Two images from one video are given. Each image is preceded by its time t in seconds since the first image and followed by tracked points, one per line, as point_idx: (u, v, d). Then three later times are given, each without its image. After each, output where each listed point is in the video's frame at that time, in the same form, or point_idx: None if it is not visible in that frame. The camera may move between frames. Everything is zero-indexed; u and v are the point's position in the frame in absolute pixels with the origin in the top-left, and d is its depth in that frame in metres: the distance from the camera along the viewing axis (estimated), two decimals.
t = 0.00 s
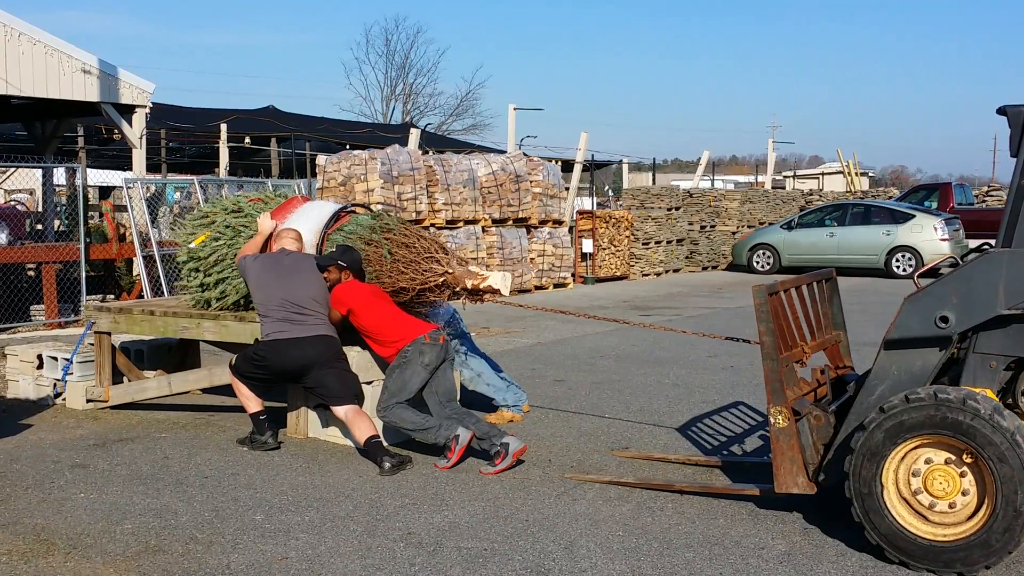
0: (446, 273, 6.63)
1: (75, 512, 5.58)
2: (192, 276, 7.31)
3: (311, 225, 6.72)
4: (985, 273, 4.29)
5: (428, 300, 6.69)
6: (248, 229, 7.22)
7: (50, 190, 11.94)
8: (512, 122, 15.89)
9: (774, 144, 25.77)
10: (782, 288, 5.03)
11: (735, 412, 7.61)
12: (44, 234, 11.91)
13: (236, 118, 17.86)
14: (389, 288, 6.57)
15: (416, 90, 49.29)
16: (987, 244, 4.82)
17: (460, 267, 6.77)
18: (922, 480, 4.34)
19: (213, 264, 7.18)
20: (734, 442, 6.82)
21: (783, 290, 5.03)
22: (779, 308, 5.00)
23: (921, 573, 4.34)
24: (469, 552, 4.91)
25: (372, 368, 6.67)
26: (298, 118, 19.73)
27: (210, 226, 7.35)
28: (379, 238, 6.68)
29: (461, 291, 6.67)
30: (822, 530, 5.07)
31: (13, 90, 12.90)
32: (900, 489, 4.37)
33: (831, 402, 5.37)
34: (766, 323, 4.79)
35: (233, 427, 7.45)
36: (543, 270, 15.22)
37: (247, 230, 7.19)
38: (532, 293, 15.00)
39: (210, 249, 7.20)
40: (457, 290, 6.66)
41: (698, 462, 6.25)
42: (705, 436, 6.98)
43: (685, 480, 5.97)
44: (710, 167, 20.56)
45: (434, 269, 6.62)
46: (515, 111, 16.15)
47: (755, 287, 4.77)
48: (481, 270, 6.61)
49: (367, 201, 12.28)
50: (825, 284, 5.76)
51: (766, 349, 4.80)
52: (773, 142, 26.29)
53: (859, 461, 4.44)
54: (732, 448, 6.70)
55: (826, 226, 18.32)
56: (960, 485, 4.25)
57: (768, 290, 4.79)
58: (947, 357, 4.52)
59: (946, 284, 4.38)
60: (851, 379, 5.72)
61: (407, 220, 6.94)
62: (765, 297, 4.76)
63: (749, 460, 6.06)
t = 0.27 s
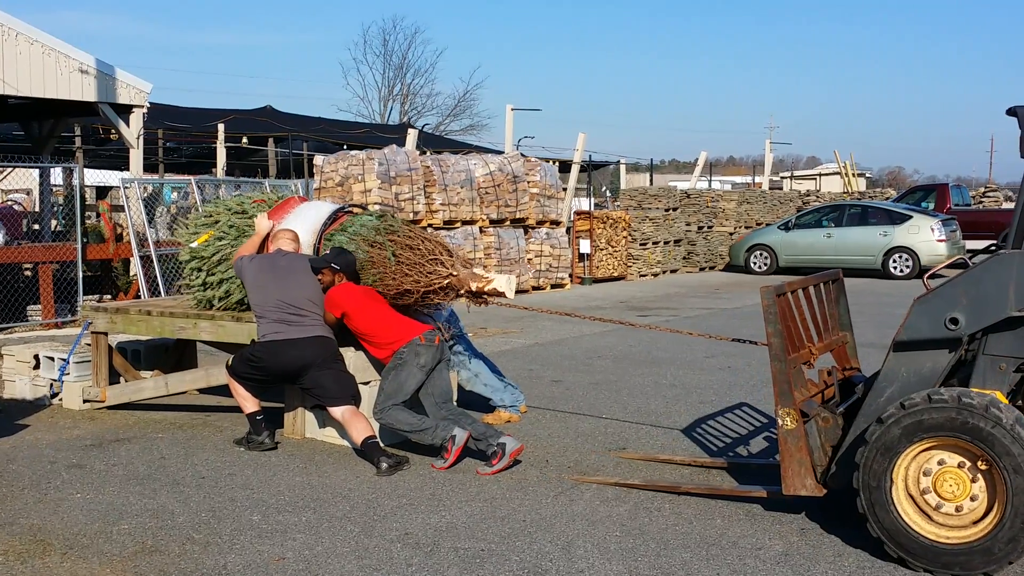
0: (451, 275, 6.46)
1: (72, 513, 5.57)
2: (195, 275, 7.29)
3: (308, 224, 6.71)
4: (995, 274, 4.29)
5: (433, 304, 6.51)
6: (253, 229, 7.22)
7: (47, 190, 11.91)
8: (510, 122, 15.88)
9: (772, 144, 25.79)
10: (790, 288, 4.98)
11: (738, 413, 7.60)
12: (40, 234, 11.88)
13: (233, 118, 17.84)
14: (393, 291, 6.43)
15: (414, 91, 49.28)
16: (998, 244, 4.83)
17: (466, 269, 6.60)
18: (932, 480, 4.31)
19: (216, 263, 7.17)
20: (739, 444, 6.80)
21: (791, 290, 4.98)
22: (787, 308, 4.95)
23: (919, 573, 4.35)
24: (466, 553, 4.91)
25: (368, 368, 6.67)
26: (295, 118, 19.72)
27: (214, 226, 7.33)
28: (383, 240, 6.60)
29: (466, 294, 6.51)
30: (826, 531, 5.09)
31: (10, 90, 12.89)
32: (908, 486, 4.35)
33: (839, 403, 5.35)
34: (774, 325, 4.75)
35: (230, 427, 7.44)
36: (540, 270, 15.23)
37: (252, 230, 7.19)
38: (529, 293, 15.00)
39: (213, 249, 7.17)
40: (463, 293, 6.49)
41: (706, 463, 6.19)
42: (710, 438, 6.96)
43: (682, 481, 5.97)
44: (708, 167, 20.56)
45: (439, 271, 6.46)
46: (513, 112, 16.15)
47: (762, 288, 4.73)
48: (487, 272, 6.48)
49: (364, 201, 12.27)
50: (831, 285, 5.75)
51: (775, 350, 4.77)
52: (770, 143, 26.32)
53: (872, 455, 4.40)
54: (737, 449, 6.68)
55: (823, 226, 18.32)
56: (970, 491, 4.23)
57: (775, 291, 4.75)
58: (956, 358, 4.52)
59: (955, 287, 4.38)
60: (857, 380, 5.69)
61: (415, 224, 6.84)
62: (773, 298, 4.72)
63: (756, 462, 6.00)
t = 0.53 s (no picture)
0: (453, 277, 6.44)
1: (67, 513, 5.57)
2: (195, 274, 7.28)
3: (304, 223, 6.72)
4: (1004, 275, 4.28)
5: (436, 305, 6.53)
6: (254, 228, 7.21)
7: (42, 190, 11.87)
8: (505, 122, 15.88)
9: (767, 144, 25.82)
10: (796, 289, 4.98)
11: (741, 413, 7.58)
12: (35, 234, 11.86)
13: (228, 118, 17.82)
14: (396, 292, 6.47)
15: (409, 90, 49.25)
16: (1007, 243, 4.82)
17: (469, 270, 6.55)
18: (941, 480, 4.28)
19: (217, 261, 7.15)
20: (743, 445, 6.79)
21: (797, 291, 4.98)
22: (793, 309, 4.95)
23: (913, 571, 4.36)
24: (462, 552, 4.91)
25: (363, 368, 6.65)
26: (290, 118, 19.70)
27: (215, 225, 7.33)
28: (386, 241, 6.61)
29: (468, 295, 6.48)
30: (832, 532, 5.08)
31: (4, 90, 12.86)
32: (916, 482, 4.31)
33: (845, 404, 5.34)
34: (781, 325, 4.74)
35: (225, 427, 7.43)
36: (535, 270, 15.23)
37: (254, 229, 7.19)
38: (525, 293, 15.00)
39: (216, 247, 7.15)
40: (465, 294, 6.46)
41: (711, 464, 6.18)
42: (714, 438, 6.95)
43: (678, 481, 5.98)
44: (704, 167, 20.57)
45: (441, 272, 6.46)
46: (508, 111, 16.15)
47: (769, 288, 4.73)
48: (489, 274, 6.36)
49: (360, 201, 12.26)
50: (836, 285, 5.72)
51: (781, 350, 4.75)
52: (765, 143, 26.35)
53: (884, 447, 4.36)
54: (740, 450, 6.67)
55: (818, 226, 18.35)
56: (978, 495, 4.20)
57: (781, 291, 4.76)
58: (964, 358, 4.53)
59: (963, 287, 4.38)
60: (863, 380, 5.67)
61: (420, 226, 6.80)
62: (779, 298, 4.73)
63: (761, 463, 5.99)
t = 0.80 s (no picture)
0: (458, 281, 6.45)
1: (63, 515, 5.56)
2: (197, 275, 7.24)
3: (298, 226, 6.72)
4: (1015, 276, 4.27)
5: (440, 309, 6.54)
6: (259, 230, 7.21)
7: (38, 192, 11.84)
8: (502, 123, 15.88)
9: (763, 145, 25.86)
10: (804, 290, 4.97)
11: (747, 415, 7.57)
12: (31, 236, 11.84)
13: (224, 119, 17.80)
14: (401, 296, 6.44)
15: (405, 91, 49.23)
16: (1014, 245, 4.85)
17: (473, 273, 6.60)
18: (952, 480, 4.25)
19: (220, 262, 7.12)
20: (748, 447, 6.78)
21: (805, 292, 4.97)
22: (802, 310, 4.94)
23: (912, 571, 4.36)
24: (459, 554, 4.91)
25: (360, 369, 6.64)
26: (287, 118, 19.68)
27: (219, 226, 7.31)
28: (390, 243, 6.58)
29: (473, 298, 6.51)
30: (840, 534, 5.08)
31: None
32: (927, 479, 4.29)
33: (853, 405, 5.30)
34: (789, 328, 4.75)
35: (222, 429, 7.43)
36: (532, 271, 15.24)
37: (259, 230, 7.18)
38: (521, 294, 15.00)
39: (220, 248, 7.13)
40: (470, 297, 6.50)
41: (717, 466, 6.17)
42: (720, 440, 6.94)
43: (674, 482, 5.98)
44: (700, 167, 20.57)
45: (446, 276, 6.46)
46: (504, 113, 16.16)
47: (777, 289, 4.73)
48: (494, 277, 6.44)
49: (357, 202, 12.25)
50: (843, 287, 5.68)
51: (790, 352, 4.75)
52: (761, 144, 26.37)
53: (900, 440, 4.33)
54: (747, 452, 6.66)
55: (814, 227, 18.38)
56: (986, 501, 4.18)
57: (791, 293, 4.74)
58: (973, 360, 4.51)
59: (974, 289, 4.36)
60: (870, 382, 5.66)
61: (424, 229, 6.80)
62: (787, 300, 4.73)
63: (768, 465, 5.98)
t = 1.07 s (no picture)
0: (465, 283, 6.39)
1: (62, 515, 5.56)
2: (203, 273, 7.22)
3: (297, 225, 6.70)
4: None
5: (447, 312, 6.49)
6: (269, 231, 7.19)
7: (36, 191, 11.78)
8: (501, 122, 15.87)
9: (762, 146, 25.87)
10: (815, 290, 4.93)
11: (754, 415, 7.55)
12: (30, 235, 11.82)
13: (223, 118, 17.80)
14: (407, 299, 6.43)
15: (404, 91, 49.24)
16: None
17: (481, 275, 6.52)
18: (967, 481, 4.19)
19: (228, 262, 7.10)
20: (756, 448, 6.76)
21: (816, 292, 4.93)
22: (814, 311, 4.90)
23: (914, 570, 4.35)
24: (458, 553, 4.91)
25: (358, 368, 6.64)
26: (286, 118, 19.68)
27: (228, 226, 7.29)
28: (397, 244, 6.57)
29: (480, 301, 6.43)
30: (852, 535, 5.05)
31: None
32: (942, 476, 4.22)
33: (864, 406, 5.27)
34: (801, 327, 4.70)
35: (221, 428, 7.43)
36: (532, 271, 15.24)
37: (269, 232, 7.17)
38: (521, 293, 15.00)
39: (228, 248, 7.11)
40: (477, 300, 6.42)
41: (724, 467, 6.15)
42: (727, 441, 6.92)
43: (674, 482, 5.99)
44: (699, 167, 20.57)
45: (454, 279, 6.40)
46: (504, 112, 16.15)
47: (789, 289, 4.67)
48: (502, 280, 6.33)
49: (356, 202, 12.24)
50: (852, 287, 5.66)
51: (802, 353, 4.70)
52: (760, 144, 26.38)
53: (922, 433, 4.25)
54: (755, 453, 6.63)
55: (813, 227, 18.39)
56: (998, 505, 4.13)
57: (802, 293, 4.70)
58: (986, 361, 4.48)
59: (988, 290, 4.34)
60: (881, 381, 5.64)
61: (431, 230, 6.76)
62: (799, 300, 4.66)
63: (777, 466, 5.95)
